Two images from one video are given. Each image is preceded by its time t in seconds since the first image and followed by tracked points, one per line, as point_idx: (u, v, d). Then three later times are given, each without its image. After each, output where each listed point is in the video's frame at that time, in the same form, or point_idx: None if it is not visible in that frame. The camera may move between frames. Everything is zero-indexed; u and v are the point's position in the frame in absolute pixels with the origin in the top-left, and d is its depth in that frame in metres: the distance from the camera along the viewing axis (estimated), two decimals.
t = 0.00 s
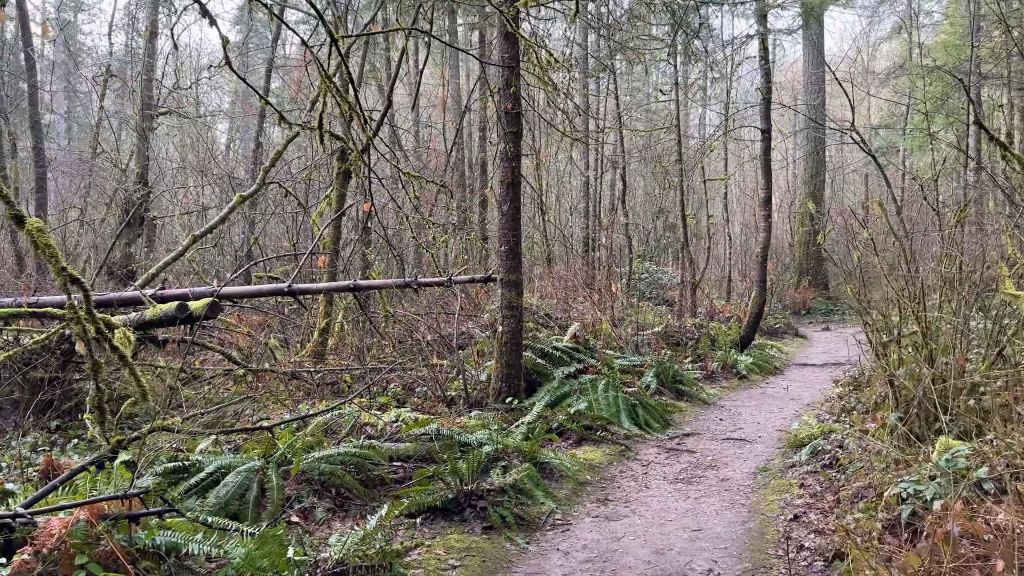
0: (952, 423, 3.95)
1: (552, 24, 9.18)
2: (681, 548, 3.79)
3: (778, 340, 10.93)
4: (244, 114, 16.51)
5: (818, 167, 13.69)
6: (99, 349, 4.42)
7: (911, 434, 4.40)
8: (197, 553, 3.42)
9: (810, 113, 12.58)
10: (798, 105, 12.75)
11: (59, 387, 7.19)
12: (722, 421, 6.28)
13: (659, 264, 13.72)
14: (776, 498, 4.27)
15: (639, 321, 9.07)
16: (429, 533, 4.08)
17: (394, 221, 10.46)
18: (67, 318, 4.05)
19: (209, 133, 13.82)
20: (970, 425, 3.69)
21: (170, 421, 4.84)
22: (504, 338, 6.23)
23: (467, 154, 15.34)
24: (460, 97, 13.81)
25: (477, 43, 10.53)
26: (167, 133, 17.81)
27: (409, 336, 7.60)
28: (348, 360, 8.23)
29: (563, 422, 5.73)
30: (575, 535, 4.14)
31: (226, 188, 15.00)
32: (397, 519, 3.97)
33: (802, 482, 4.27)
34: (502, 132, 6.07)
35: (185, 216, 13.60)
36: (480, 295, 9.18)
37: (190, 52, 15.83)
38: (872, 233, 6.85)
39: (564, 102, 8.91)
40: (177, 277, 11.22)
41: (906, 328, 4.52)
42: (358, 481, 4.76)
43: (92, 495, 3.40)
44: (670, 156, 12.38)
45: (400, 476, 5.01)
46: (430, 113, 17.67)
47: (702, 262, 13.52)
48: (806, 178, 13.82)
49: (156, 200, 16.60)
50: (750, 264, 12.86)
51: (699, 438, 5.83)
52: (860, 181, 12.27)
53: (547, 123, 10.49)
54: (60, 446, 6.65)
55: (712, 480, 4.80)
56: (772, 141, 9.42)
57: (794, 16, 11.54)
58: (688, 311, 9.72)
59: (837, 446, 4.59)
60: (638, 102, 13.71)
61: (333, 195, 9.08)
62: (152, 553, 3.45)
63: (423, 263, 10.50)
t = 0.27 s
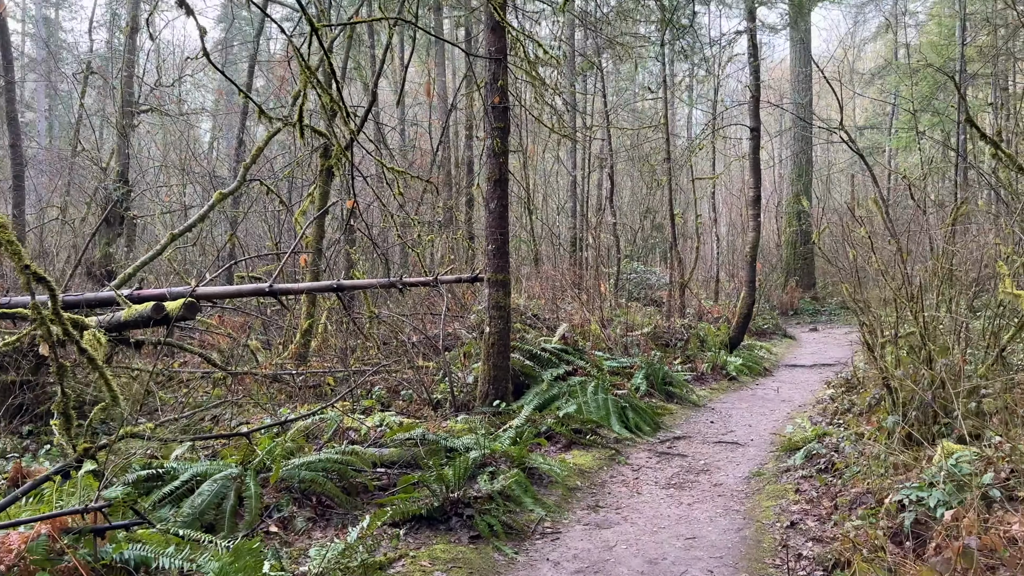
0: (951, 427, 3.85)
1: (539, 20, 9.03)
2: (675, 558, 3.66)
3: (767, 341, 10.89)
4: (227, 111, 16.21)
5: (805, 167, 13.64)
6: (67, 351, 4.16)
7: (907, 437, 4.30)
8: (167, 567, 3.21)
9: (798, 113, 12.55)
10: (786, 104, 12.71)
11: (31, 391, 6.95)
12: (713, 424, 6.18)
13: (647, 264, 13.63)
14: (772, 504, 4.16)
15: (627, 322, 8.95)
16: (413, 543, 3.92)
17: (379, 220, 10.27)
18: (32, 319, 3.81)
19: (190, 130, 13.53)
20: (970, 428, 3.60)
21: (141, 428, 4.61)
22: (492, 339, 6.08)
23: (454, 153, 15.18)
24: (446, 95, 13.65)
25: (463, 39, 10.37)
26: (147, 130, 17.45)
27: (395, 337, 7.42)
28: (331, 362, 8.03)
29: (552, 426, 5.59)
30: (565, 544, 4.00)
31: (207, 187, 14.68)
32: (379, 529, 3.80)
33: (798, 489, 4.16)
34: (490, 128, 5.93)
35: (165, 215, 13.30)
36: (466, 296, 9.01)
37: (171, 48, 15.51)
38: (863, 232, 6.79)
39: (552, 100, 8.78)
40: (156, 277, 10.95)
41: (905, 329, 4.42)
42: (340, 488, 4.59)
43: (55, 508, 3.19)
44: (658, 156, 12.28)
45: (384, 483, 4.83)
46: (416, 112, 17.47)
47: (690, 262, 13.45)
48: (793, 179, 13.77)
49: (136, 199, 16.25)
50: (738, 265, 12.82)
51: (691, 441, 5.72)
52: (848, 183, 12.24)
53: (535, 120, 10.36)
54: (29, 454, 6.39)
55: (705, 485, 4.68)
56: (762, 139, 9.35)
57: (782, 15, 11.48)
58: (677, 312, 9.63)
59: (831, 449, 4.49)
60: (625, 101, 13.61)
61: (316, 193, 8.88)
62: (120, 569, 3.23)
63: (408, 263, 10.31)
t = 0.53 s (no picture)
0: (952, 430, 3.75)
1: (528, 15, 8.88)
2: (670, 568, 3.52)
3: (757, 340, 10.81)
4: (210, 108, 15.91)
5: (795, 165, 13.59)
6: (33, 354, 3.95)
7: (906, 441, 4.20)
8: None
9: (788, 111, 12.49)
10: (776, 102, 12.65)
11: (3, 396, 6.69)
12: (705, 426, 6.06)
13: (637, 263, 13.52)
14: (768, 510, 4.03)
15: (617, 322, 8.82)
16: (397, 554, 3.75)
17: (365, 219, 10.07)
18: None
19: (173, 126, 13.25)
20: (972, 432, 3.49)
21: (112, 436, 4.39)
22: (480, 340, 5.92)
23: (442, 151, 14.99)
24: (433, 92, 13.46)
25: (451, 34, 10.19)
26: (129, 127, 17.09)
27: (381, 338, 7.23)
28: (316, 364, 7.83)
29: (542, 429, 5.44)
30: (557, 554, 3.84)
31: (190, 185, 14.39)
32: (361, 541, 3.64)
33: (796, 495, 4.04)
34: (478, 123, 5.77)
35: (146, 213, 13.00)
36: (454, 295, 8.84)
37: (153, 44, 15.20)
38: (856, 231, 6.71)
39: (541, 95, 8.63)
40: (135, 277, 10.68)
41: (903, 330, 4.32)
42: (321, 497, 4.40)
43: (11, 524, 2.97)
44: (649, 154, 12.16)
45: (368, 490, 4.66)
46: (403, 109, 17.26)
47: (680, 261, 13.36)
48: (783, 177, 13.71)
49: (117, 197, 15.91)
50: (729, 264, 12.74)
51: (684, 444, 5.59)
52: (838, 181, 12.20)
53: (523, 117, 10.21)
54: None
55: (699, 490, 4.55)
56: (753, 137, 9.26)
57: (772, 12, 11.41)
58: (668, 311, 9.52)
59: (829, 453, 4.37)
60: (614, 98, 13.49)
61: (300, 190, 8.67)
62: None
63: (395, 263, 10.12)
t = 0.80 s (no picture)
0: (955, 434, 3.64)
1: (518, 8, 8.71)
2: None
3: (748, 340, 10.73)
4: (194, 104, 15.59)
5: (784, 164, 13.53)
6: None
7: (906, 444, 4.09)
8: None
9: (778, 109, 12.43)
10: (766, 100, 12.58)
11: None
12: (699, 428, 5.94)
13: (627, 262, 13.40)
14: (767, 516, 3.90)
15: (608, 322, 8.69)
16: (382, 566, 3.58)
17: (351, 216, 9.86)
18: None
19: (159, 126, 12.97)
20: (978, 434, 3.38)
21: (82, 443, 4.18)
22: (468, 341, 5.75)
23: (430, 148, 14.79)
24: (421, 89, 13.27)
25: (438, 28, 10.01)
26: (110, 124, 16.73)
27: (367, 339, 7.04)
28: (299, 366, 7.63)
29: (532, 433, 5.29)
30: (548, 564, 3.69)
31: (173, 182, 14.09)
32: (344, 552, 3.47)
33: (794, 501, 3.91)
34: (467, 117, 5.61)
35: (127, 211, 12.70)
36: (442, 295, 8.66)
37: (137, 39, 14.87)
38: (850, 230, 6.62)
39: (531, 91, 8.48)
40: (115, 277, 10.40)
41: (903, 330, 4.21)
42: (302, 505, 4.23)
43: None
44: (639, 151, 12.05)
45: (352, 497, 4.48)
46: (391, 107, 17.04)
47: (670, 260, 13.26)
48: (772, 176, 13.66)
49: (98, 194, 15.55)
50: (719, 263, 12.67)
51: (677, 447, 5.46)
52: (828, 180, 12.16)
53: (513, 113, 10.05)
54: None
55: (695, 496, 4.41)
56: (744, 134, 9.17)
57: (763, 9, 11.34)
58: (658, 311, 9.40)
59: (827, 456, 4.26)
60: (604, 96, 13.37)
61: (284, 187, 8.46)
62: None
63: (382, 261, 9.93)
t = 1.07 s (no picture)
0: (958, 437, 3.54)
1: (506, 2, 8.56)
2: None
3: (737, 340, 10.66)
4: (177, 100, 15.28)
5: (773, 163, 13.49)
6: None
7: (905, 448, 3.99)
8: None
9: (767, 107, 12.38)
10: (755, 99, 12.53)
11: None
12: (691, 430, 5.83)
13: (616, 262, 13.30)
14: (765, 522, 3.79)
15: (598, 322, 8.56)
16: None
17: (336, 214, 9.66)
18: None
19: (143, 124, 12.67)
20: (982, 438, 3.28)
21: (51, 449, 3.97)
22: (456, 341, 5.60)
23: (417, 147, 14.60)
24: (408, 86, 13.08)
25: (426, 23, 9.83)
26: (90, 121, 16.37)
27: (352, 339, 6.86)
28: (282, 367, 7.42)
29: (522, 436, 5.15)
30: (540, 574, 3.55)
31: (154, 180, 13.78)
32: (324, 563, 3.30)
33: (792, 506, 3.80)
34: (455, 111, 5.46)
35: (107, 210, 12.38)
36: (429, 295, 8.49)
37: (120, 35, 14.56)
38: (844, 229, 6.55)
39: (520, 86, 8.33)
40: (92, 276, 10.11)
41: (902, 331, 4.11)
42: (282, 514, 4.05)
43: None
44: (629, 150, 11.94)
45: (335, 505, 4.32)
46: (377, 104, 16.82)
47: (659, 260, 13.18)
48: (761, 175, 13.62)
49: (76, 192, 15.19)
50: (708, 262, 12.61)
51: (670, 450, 5.34)
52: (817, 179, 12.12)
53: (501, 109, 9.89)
54: None
55: (689, 501, 4.29)
56: (735, 131, 9.09)
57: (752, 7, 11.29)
58: (648, 311, 9.30)
59: (825, 460, 4.15)
60: (593, 94, 13.26)
61: (266, 183, 8.25)
62: None
63: (367, 260, 9.73)
